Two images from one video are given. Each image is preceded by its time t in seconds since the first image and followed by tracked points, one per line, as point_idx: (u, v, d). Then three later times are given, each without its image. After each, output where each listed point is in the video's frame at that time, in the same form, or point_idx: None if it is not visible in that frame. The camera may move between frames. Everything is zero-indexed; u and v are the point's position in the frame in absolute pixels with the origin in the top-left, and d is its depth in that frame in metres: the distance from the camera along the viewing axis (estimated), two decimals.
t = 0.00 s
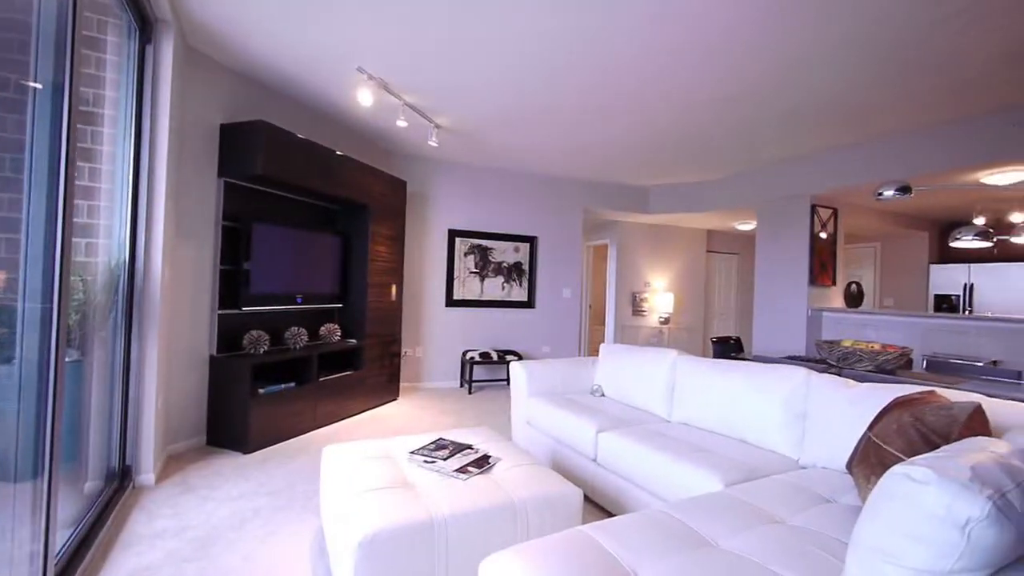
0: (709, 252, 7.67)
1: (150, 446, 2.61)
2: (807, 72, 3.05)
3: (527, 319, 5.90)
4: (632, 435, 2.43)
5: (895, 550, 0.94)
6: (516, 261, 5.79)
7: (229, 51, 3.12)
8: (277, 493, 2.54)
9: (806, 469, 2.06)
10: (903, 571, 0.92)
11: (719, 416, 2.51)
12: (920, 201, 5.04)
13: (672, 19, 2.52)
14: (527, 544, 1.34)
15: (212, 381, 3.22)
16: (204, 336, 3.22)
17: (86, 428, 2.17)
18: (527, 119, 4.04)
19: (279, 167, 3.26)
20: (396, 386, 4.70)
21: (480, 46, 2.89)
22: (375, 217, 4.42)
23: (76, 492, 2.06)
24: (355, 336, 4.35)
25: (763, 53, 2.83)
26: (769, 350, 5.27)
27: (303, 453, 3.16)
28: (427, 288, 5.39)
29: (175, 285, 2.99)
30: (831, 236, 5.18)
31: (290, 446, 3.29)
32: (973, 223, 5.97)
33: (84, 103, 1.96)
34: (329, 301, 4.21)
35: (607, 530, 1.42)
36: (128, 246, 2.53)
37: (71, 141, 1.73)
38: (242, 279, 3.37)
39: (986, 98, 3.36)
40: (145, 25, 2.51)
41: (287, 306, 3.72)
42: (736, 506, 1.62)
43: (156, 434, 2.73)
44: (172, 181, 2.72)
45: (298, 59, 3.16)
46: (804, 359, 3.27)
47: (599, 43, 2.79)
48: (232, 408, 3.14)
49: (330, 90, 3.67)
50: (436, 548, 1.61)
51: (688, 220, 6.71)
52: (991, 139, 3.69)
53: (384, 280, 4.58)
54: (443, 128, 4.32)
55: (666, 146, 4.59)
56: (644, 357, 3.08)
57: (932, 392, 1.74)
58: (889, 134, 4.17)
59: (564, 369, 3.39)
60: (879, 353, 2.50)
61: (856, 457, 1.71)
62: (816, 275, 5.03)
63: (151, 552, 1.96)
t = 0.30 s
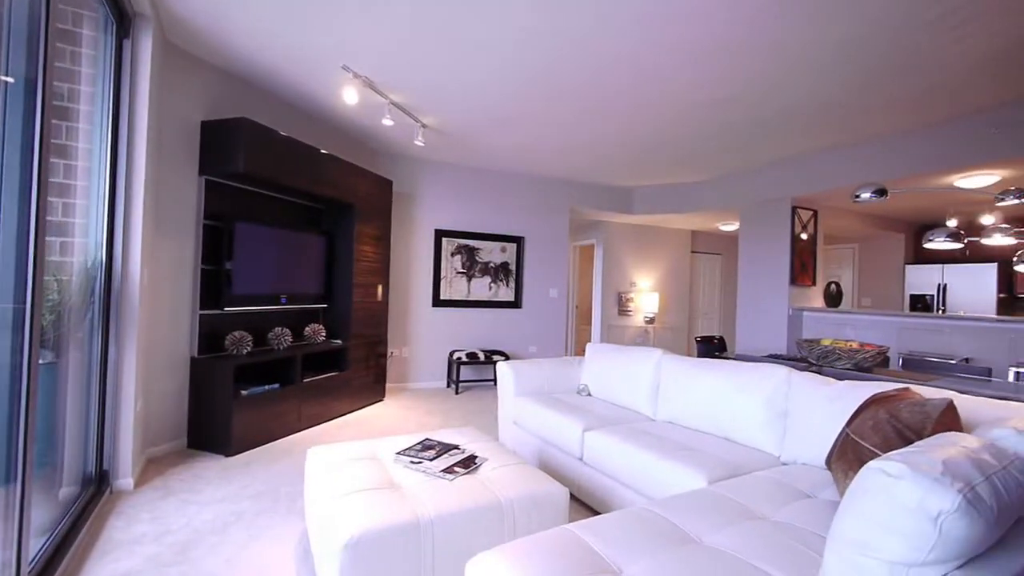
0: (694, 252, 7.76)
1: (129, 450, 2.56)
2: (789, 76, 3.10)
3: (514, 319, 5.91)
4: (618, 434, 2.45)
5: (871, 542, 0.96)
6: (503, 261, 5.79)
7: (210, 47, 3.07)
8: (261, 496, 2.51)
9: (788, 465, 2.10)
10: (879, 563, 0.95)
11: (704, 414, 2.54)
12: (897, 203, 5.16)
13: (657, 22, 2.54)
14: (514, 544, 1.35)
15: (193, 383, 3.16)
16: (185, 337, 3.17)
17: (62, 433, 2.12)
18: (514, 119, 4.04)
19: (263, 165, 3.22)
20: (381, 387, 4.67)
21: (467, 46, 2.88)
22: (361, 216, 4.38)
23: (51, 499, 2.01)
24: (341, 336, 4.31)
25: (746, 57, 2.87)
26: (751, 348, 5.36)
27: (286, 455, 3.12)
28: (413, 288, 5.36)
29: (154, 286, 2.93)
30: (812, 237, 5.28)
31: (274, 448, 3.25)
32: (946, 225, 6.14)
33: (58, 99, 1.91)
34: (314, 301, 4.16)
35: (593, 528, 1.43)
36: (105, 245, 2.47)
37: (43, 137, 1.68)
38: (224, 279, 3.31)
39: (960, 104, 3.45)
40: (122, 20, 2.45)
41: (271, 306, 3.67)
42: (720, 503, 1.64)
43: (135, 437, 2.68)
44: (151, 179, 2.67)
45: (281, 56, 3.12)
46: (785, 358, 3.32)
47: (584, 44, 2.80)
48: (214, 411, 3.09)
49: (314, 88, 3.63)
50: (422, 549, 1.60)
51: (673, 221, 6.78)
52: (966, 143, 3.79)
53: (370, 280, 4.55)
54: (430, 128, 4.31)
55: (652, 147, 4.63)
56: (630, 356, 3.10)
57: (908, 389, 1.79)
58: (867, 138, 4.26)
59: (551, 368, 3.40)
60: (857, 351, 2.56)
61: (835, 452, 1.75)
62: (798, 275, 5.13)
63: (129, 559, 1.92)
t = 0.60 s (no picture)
0: (686, 252, 7.81)
1: (117, 452, 2.53)
2: (778, 77, 3.13)
3: (507, 319, 5.91)
4: (610, 432, 2.45)
5: (857, 538, 0.97)
6: (496, 260, 5.79)
7: (200, 44, 3.04)
8: (252, 498, 2.49)
9: (778, 463, 2.12)
10: (866, 559, 0.95)
11: (695, 413, 2.55)
12: (885, 204, 5.23)
13: (648, 22, 2.54)
14: (506, 543, 1.35)
15: (183, 384, 3.13)
16: (174, 337, 3.14)
17: (48, 434, 2.09)
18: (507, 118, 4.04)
19: (254, 164, 3.20)
20: (374, 387, 4.65)
21: (458, 45, 2.88)
22: (353, 216, 4.36)
23: (37, 501, 1.99)
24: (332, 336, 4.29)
25: (737, 57, 2.89)
26: (742, 347, 5.40)
27: (278, 456, 3.11)
28: (406, 288, 5.34)
29: (142, 286, 2.90)
30: (802, 236, 5.33)
31: (265, 449, 3.23)
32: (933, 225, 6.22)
33: (43, 95, 1.88)
34: (305, 301, 4.14)
35: (586, 528, 1.43)
36: (92, 244, 2.44)
37: (29, 134, 1.66)
38: (214, 279, 3.28)
39: (947, 106, 3.50)
40: (109, 15, 2.43)
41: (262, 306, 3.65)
42: (711, 500, 1.65)
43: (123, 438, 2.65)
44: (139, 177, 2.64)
45: (273, 53, 3.10)
46: (775, 357, 3.35)
47: (576, 44, 2.80)
48: (204, 411, 3.06)
49: (305, 86, 3.61)
50: (415, 549, 1.60)
51: (665, 221, 6.81)
52: (952, 144, 3.84)
53: (362, 279, 4.53)
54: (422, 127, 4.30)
55: (644, 147, 4.65)
56: (623, 356, 3.11)
57: (895, 386, 1.81)
58: (857, 139, 4.31)
59: (544, 368, 3.41)
60: (846, 351, 2.59)
61: (824, 450, 1.76)
62: (788, 275, 5.17)
63: (117, 562, 1.90)
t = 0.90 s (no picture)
0: (671, 252, 7.89)
1: (94, 455, 2.48)
2: (761, 80, 3.17)
3: (494, 318, 5.91)
4: (596, 431, 2.47)
5: (834, 531, 0.99)
6: (483, 260, 5.79)
7: (181, 38, 2.99)
8: (234, 500, 2.46)
9: (761, 459, 2.15)
10: (845, 552, 0.97)
11: (680, 411, 2.58)
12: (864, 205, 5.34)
13: (630, 22, 2.56)
14: (493, 541, 1.35)
15: (164, 385, 3.09)
16: (154, 337, 3.08)
17: (22, 436, 2.05)
18: (494, 117, 4.04)
19: (238, 161, 3.16)
20: (360, 387, 4.62)
21: (445, 43, 2.87)
22: (339, 215, 4.33)
23: (11, 505, 1.95)
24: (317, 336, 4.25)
25: (722, 60, 2.92)
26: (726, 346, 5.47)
27: (262, 457, 3.07)
28: (393, 287, 5.31)
29: (122, 284, 2.85)
30: (784, 237, 5.42)
31: (249, 450, 3.19)
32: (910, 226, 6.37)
33: (16, 89, 1.83)
34: (290, 301, 4.10)
35: (573, 526, 1.44)
36: (69, 240, 2.39)
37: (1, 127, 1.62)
38: (196, 277, 3.23)
39: (925, 110, 3.58)
40: (87, 7, 2.37)
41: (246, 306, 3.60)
42: (695, 497, 1.67)
43: (101, 441, 2.60)
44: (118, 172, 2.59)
45: (257, 49, 3.06)
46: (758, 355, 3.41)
47: (563, 44, 2.82)
48: (185, 413, 3.01)
49: (290, 82, 3.57)
50: (402, 549, 1.60)
51: (651, 221, 6.87)
52: (929, 147, 3.94)
53: (348, 279, 4.50)
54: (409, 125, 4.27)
55: (630, 148, 4.69)
56: (610, 354, 3.14)
57: (873, 384, 1.86)
58: (837, 142, 4.40)
59: (531, 367, 3.42)
60: (826, 349, 2.63)
61: (805, 447, 1.80)
62: (771, 274, 5.25)
63: (95, 567, 1.86)
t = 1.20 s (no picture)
0: (655, 252, 7.97)
1: (68, 461, 2.42)
2: (743, 83, 3.23)
3: (480, 319, 5.91)
4: (581, 430, 2.49)
5: (809, 525, 1.01)
6: (468, 260, 5.78)
7: (160, 35, 2.94)
8: (214, 505, 2.42)
9: (742, 456, 2.19)
10: (822, 545, 0.99)
11: (663, 410, 2.61)
12: (841, 207, 5.46)
13: (614, 25, 2.58)
14: (478, 541, 1.36)
15: (142, 388, 3.03)
16: (131, 339, 3.02)
17: None
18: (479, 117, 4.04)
19: (219, 160, 3.11)
20: (344, 389, 4.58)
21: (430, 42, 2.86)
22: (323, 215, 4.28)
23: None
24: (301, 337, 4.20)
25: (704, 63, 2.96)
26: (709, 345, 5.54)
27: (243, 460, 3.03)
28: (378, 288, 5.28)
29: (97, 284, 2.79)
30: (765, 238, 5.51)
31: (230, 454, 3.15)
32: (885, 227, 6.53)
33: None
34: (273, 301, 4.05)
35: (557, 524, 1.45)
36: (42, 239, 2.33)
37: None
38: (175, 278, 3.18)
39: (900, 114, 3.67)
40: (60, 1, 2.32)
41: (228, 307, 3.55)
42: (677, 494, 1.70)
43: (75, 446, 2.53)
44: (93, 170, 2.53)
45: (238, 46, 3.02)
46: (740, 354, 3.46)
47: (548, 45, 2.83)
48: (164, 416, 2.95)
49: (272, 80, 3.53)
50: (386, 550, 1.59)
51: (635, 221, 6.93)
52: (904, 151, 4.04)
53: (332, 279, 4.46)
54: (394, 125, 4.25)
55: (614, 149, 4.73)
56: (595, 354, 3.16)
57: (849, 381, 1.90)
58: (815, 145, 4.49)
59: (517, 367, 3.42)
60: (805, 348, 2.69)
61: (783, 443, 1.83)
62: (752, 275, 5.34)
63: None
